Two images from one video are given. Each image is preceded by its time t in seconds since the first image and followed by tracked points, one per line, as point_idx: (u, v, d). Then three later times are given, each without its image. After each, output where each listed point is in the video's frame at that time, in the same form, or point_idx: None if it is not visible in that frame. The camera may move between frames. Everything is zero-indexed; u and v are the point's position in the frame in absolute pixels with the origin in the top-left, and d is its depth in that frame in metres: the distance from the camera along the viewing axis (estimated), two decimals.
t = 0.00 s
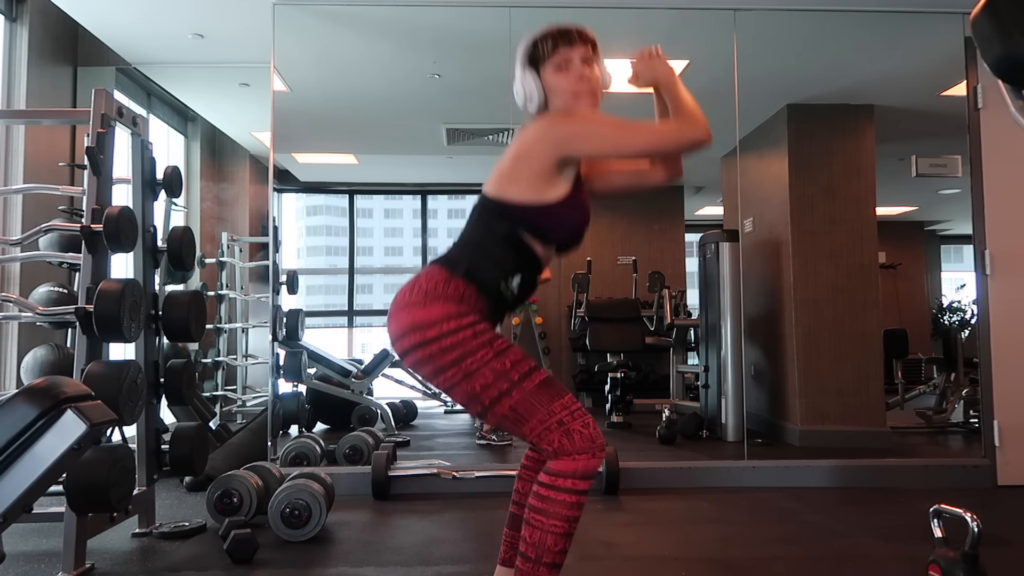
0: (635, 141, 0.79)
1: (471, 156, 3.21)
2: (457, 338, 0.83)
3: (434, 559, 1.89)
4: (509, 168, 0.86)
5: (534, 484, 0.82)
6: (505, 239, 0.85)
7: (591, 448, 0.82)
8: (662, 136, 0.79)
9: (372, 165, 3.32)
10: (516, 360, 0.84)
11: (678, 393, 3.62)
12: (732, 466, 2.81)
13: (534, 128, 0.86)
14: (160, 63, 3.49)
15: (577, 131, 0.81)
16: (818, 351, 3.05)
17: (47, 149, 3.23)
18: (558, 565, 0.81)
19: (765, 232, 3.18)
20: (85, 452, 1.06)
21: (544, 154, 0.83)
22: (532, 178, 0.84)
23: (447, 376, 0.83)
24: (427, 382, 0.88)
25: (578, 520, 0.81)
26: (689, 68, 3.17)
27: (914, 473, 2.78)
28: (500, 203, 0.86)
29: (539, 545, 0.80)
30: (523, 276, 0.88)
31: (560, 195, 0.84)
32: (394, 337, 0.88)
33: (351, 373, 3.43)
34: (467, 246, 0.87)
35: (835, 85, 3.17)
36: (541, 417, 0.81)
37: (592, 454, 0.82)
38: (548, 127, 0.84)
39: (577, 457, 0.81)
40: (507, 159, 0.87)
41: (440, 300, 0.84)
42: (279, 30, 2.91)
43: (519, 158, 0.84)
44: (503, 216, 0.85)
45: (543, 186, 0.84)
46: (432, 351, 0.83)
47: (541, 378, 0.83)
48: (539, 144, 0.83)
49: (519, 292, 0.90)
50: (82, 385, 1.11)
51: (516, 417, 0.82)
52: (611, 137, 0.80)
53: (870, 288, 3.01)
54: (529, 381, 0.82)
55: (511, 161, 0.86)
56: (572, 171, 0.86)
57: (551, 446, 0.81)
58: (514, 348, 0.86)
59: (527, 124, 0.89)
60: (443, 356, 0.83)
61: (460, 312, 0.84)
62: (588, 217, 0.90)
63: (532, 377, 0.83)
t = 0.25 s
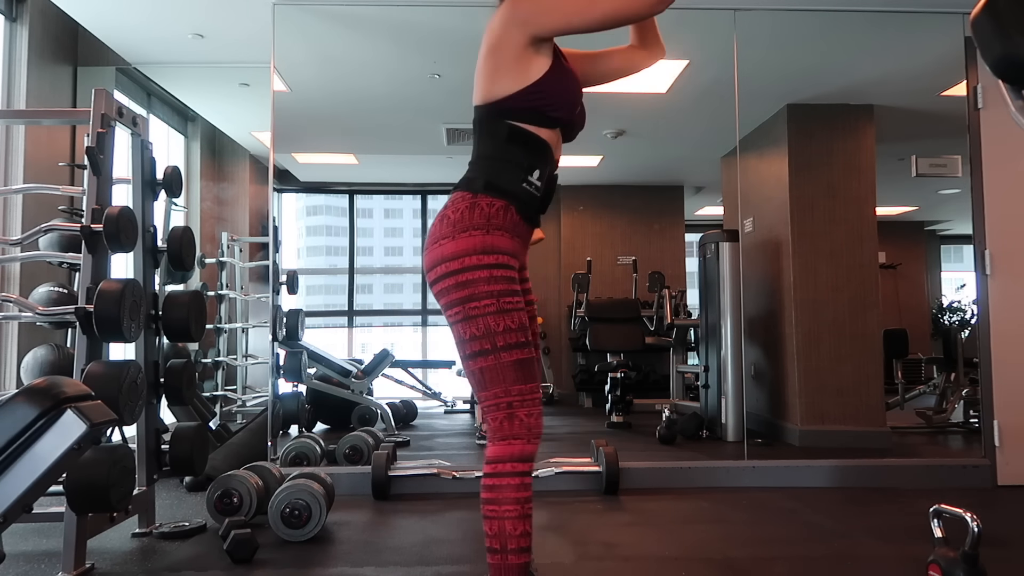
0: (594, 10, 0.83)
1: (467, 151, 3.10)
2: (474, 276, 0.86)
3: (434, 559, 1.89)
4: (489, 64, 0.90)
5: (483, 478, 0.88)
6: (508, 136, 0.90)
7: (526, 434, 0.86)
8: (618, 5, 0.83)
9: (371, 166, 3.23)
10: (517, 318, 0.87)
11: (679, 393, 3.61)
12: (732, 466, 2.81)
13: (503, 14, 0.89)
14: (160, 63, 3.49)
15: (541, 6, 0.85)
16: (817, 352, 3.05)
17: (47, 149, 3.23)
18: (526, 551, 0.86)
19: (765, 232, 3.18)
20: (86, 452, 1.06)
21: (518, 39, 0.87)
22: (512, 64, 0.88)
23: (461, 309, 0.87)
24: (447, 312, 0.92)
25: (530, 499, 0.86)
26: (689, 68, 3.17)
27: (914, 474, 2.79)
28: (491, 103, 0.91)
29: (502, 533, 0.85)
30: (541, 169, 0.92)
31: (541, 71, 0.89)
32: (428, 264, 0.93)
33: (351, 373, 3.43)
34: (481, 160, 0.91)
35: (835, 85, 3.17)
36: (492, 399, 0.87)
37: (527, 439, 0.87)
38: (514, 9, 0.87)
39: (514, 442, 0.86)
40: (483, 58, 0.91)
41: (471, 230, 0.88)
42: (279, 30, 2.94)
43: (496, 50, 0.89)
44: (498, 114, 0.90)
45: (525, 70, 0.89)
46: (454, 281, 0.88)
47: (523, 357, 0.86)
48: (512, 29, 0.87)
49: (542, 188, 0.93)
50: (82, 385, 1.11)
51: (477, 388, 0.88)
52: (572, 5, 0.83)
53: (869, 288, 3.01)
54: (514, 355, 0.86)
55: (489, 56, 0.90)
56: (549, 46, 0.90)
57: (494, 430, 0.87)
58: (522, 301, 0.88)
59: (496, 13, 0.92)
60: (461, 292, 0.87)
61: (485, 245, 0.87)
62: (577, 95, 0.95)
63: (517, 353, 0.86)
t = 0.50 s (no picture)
0: (656, 283, 0.82)
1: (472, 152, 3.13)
2: (435, 442, 0.83)
3: (434, 559, 1.89)
4: (516, 285, 0.86)
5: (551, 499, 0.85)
6: (499, 356, 0.85)
7: (608, 460, 0.84)
8: (677, 277, 0.83)
9: (371, 166, 3.20)
10: (498, 423, 0.85)
11: (678, 394, 3.62)
12: (732, 466, 2.81)
13: (548, 250, 0.86)
14: (160, 63, 3.49)
15: (598, 266, 0.83)
16: (817, 351, 3.05)
17: (48, 150, 3.24)
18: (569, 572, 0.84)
19: (765, 232, 3.18)
20: (86, 452, 1.06)
21: (557, 288, 0.83)
22: (541, 304, 0.84)
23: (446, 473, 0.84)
24: (422, 489, 0.88)
25: (592, 533, 0.84)
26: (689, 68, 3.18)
27: (913, 473, 2.80)
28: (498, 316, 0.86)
29: (553, 553, 0.83)
30: (506, 392, 0.89)
31: (561, 328, 0.85)
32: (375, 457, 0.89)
33: (351, 373, 3.44)
34: (449, 359, 0.87)
35: (835, 85, 3.17)
36: (547, 457, 0.83)
37: (611, 466, 0.84)
38: (563, 255, 0.84)
39: (598, 473, 0.83)
40: (515, 274, 0.87)
41: (415, 408, 0.85)
42: (279, 31, 2.93)
43: (529, 281, 0.84)
44: (496, 331, 0.85)
45: (547, 318, 0.85)
46: (416, 459, 0.84)
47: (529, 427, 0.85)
48: (553, 271, 0.83)
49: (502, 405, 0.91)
50: (82, 385, 1.11)
51: (523, 474, 0.83)
52: (631, 281, 0.83)
53: (869, 288, 2.98)
54: (521, 430, 0.85)
55: (520, 281, 0.85)
56: (578, 301, 0.87)
57: (566, 474, 0.83)
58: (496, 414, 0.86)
59: (537, 246, 0.89)
60: (428, 463, 0.84)
61: (433, 410, 0.85)
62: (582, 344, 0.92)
63: (522, 427, 0.85)
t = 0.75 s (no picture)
0: (630, 55, 0.83)
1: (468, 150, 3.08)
2: (475, 286, 0.84)
3: (434, 559, 1.89)
4: (507, 87, 0.89)
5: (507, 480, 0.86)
6: (514, 161, 0.87)
7: (559, 436, 0.84)
8: (654, 51, 0.84)
9: (371, 166, 3.22)
10: (524, 328, 0.85)
11: (679, 394, 3.61)
12: (732, 466, 2.81)
13: (529, 44, 0.89)
14: (160, 63, 3.49)
15: (570, 45, 0.85)
16: (817, 351, 3.05)
17: (47, 149, 3.23)
18: (542, 558, 0.83)
19: (765, 232, 3.18)
20: (86, 452, 1.06)
21: (541, 69, 0.86)
22: (530, 95, 0.87)
23: (468, 322, 0.84)
24: (443, 324, 0.89)
25: (553, 507, 0.84)
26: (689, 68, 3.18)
27: (913, 474, 2.78)
28: (499, 124, 0.89)
29: (520, 537, 0.83)
30: (536, 199, 0.90)
31: (558, 108, 0.88)
32: (418, 276, 0.90)
33: (351, 373, 3.43)
34: (478, 179, 0.89)
35: (835, 85, 3.17)
36: (516, 407, 0.84)
37: (560, 442, 0.84)
38: (543, 40, 0.88)
39: (546, 446, 0.83)
40: (502, 83, 0.91)
41: (464, 243, 0.86)
42: (279, 31, 2.93)
43: (516, 75, 0.88)
44: (505, 137, 0.88)
45: (541, 100, 0.87)
46: (451, 295, 0.85)
47: (539, 358, 0.85)
48: (536, 61, 0.87)
49: (536, 218, 0.92)
50: (82, 385, 1.11)
51: (503, 389, 0.84)
52: (606, 50, 0.83)
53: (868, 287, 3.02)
54: (530, 356, 0.84)
55: (510, 79, 0.89)
56: (568, 84, 0.89)
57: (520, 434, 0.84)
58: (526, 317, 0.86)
59: (521, 46, 0.92)
60: (460, 304, 0.85)
61: (482, 254, 0.85)
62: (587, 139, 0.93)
63: (532, 354, 0.84)
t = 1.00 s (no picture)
0: (628, 50, 0.80)
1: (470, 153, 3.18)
2: (479, 304, 0.81)
3: (434, 559, 1.89)
4: (506, 104, 0.85)
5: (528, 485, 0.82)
6: (516, 178, 0.84)
7: (583, 446, 0.81)
8: (654, 41, 0.81)
9: (372, 166, 3.29)
10: (534, 339, 0.82)
11: (678, 394, 3.61)
12: (732, 466, 2.81)
13: (523, 57, 0.85)
14: (160, 63, 3.49)
15: (566, 51, 0.81)
16: (817, 352, 3.05)
17: (47, 149, 3.23)
18: (555, 565, 0.81)
19: (765, 231, 3.18)
20: (86, 452, 1.06)
21: (540, 80, 0.82)
22: (532, 107, 0.83)
23: (467, 336, 0.82)
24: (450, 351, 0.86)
25: (574, 516, 0.81)
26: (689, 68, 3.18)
27: (913, 474, 2.78)
28: (502, 143, 0.85)
29: (536, 543, 0.80)
30: (545, 218, 0.87)
31: (562, 118, 0.84)
32: (421, 298, 0.87)
33: (351, 373, 3.45)
34: (486, 196, 0.86)
35: (835, 85, 3.17)
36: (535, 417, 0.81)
37: (584, 452, 0.81)
38: (538, 50, 0.83)
39: (570, 455, 0.80)
40: (501, 95, 0.87)
41: (466, 264, 0.83)
42: (279, 31, 2.92)
43: (514, 91, 0.84)
44: (507, 155, 0.85)
45: (543, 112, 0.83)
46: (457, 316, 0.82)
47: (553, 369, 0.82)
48: (535, 70, 0.83)
49: (544, 236, 0.89)
50: (82, 385, 1.11)
51: (519, 402, 0.81)
52: (602, 48, 0.80)
53: (868, 287, 3.01)
54: (542, 367, 0.81)
55: (507, 97, 0.85)
56: (570, 92, 0.85)
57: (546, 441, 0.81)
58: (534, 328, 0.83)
59: (515, 61, 0.88)
60: (466, 323, 0.82)
61: (486, 270, 0.83)
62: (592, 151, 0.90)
63: (546, 365, 0.81)
